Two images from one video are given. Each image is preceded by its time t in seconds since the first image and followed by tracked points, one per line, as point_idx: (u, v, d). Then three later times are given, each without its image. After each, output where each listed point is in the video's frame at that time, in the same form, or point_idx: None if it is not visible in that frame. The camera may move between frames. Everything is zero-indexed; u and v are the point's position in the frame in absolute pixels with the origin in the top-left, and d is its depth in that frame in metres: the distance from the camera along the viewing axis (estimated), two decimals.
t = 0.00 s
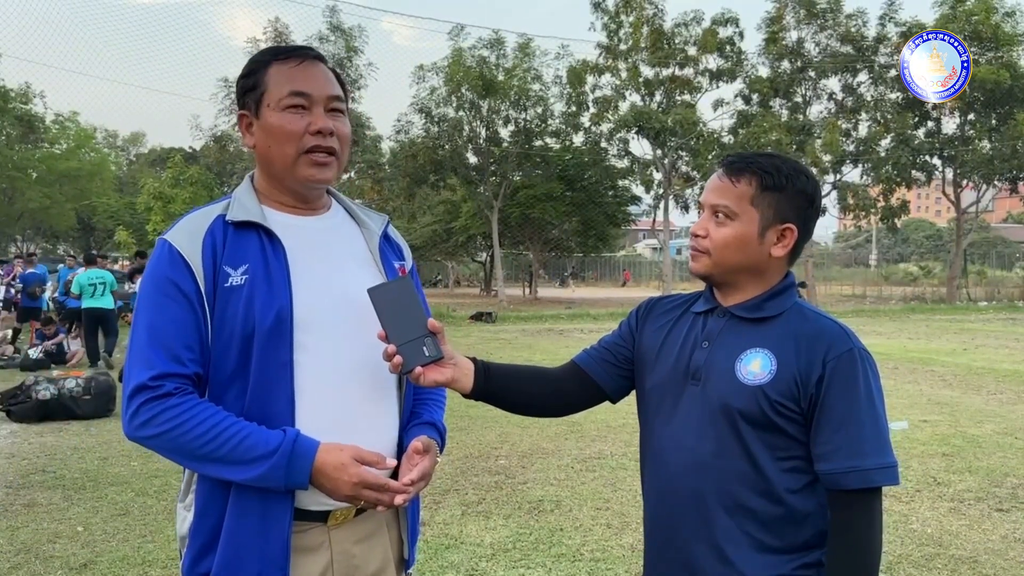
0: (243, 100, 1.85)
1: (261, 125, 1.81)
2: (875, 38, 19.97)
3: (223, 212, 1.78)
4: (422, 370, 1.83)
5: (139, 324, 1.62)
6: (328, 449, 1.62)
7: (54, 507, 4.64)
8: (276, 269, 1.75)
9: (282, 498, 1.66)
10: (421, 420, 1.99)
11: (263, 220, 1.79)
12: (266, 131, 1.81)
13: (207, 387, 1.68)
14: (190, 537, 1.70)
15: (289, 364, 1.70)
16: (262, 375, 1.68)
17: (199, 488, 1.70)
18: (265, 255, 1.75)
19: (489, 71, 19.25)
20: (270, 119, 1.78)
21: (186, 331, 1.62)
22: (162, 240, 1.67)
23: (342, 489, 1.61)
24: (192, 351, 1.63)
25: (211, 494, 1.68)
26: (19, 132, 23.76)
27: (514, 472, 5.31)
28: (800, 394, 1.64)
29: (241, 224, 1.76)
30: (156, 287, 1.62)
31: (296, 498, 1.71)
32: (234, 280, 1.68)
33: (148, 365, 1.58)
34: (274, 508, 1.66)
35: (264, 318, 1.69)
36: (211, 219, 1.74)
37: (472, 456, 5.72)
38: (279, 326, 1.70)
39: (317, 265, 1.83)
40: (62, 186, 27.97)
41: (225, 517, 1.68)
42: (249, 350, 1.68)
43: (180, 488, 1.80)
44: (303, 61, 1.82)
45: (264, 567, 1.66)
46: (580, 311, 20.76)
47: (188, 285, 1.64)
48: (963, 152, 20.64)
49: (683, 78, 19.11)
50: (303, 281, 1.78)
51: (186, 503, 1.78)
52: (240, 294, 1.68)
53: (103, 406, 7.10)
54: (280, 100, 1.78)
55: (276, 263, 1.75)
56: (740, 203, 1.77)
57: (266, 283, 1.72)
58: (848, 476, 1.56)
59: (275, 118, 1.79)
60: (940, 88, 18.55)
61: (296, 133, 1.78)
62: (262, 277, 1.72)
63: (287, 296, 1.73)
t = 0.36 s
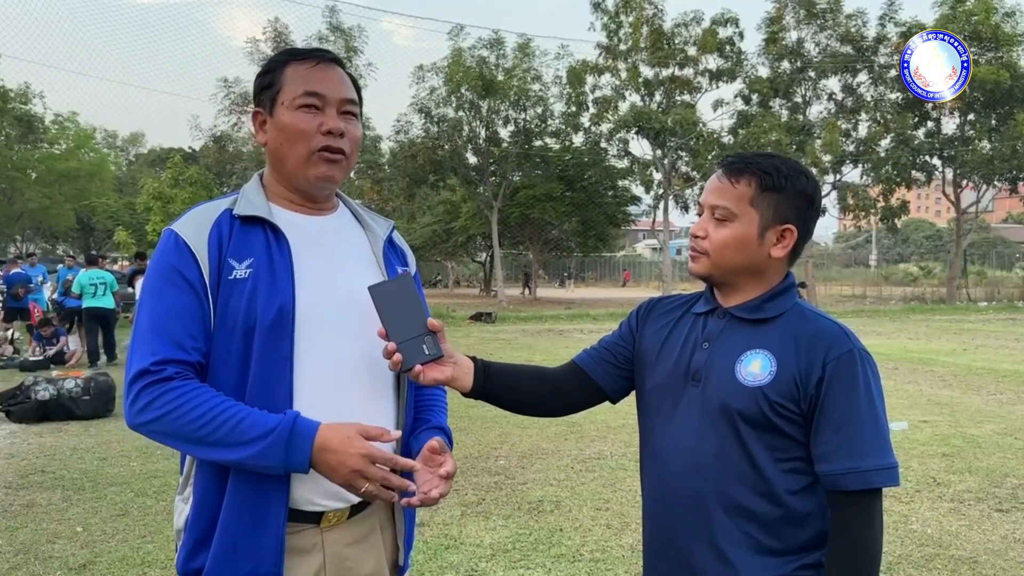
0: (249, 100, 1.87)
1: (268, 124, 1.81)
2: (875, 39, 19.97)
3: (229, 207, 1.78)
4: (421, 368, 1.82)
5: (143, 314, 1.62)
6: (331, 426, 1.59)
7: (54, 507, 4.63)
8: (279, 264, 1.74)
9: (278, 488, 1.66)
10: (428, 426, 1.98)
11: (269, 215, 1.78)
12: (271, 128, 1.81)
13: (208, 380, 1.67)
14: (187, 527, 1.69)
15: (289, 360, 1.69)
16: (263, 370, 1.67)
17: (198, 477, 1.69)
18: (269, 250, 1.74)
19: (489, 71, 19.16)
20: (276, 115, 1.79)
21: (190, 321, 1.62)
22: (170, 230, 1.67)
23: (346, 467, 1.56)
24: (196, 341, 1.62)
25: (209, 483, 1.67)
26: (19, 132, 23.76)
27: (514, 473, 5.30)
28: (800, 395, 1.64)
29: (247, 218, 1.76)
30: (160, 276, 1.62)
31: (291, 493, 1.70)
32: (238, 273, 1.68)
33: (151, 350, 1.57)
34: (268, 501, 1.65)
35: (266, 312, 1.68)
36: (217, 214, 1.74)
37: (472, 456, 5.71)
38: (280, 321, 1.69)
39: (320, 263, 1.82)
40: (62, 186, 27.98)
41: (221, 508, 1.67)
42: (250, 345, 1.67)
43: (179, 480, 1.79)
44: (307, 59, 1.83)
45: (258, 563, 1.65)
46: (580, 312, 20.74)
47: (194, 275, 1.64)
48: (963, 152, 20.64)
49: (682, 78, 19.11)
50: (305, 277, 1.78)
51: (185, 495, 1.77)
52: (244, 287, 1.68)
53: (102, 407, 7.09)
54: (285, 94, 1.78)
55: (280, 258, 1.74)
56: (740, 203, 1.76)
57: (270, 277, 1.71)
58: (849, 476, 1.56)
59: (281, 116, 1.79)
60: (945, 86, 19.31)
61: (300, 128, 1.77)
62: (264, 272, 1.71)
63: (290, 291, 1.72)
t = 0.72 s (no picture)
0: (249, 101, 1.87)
1: (270, 124, 1.81)
2: (874, 39, 20.00)
3: (226, 208, 1.78)
4: (422, 372, 1.82)
5: (138, 317, 1.62)
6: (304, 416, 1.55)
7: (53, 508, 4.63)
8: (275, 265, 1.73)
9: (277, 485, 1.66)
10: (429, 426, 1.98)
11: (265, 215, 1.78)
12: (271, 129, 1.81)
13: (205, 379, 1.68)
14: (184, 531, 1.69)
15: (286, 360, 1.69)
16: (260, 370, 1.67)
17: (194, 480, 1.69)
18: (265, 251, 1.74)
19: (489, 72, 19.17)
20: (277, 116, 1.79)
21: (186, 322, 1.62)
22: (164, 232, 1.67)
23: (324, 450, 1.52)
24: (190, 343, 1.62)
25: (206, 485, 1.67)
26: (18, 132, 23.75)
27: (514, 473, 5.30)
28: (801, 395, 1.64)
29: (243, 219, 1.75)
30: (154, 279, 1.62)
31: (288, 492, 1.71)
32: (233, 275, 1.68)
33: (145, 354, 1.58)
34: (264, 503, 1.65)
35: (261, 313, 1.67)
36: (212, 215, 1.74)
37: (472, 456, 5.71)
38: (275, 322, 1.69)
39: (318, 263, 1.83)
40: (61, 186, 27.96)
41: (217, 512, 1.67)
42: (246, 345, 1.67)
43: (177, 483, 1.79)
44: (308, 59, 1.83)
45: (256, 566, 1.65)
46: (579, 313, 20.70)
47: (188, 276, 1.64)
48: (963, 153, 20.66)
49: (682, 79, 19.13)
50: (303, 279, 1.78)
51: (184, 498, 1.77)
52: (240, 287, 1.68)
53: (102, 408, 7.09)
54: (285, 95, 1.79)
55: (276, 259, 1.74)
56: (740, 204, 1.76)
57: (266, 276, 1.71)
58: (850, 476, 1.56)
59: (281, 117, 1.79)
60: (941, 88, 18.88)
61: (300, 129, 1.77)
62: (261, 273, 1.71)
63: (285, 291, 1.72)
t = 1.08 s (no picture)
0: (238, 103, 1.86)
1: (264, 128, 1.81)
2: (873, 40, 20.03)
3: (220, 213, 1.77)
4: (422, 372, 1.82)
5: (133, 327, 1.62)
6: (307, 439, 1.57)
7: (53, 509, 4.62)
8: (269, 269, 1.73)
9: (276, 495, 1.65)
10: (422, 424, 1.98)
11: (258, 220, 1.77)
12: (265, 133, 1.80)
13: (203, 386, 1.68)
14: (186, 538, 1.69)
15: (283, 363, 1.69)
16: (258, 374, 1.66)
17: (193, 489, 1.69)
18: (259, 256, 1.74)
19: (488, 72, 19.16)
20: (270, 120, 1.79)
21: (181, 331, 1.62)
22: (157, 242, 1.67)
23: (325, 477, 1.55)
24: (186, 354, 1.63)
25: (205, 494, 1.67)
26: (18, 133, 23.75)
27: (514, 474, 5.30)
28: (803, 395, 1.64)
29: (237, 225, 1.75)
30: (148, 291, 1.62)
31: (289, 498, 1.71)
32: (228, 282, 1.68)
33: (141, 368, 1.59)
34: (270, 509, 1.65)
35: (257, 320, 1.67)
36: (206, 221, 1.73)
37: (471, 457, 5.71)
38: (272, 328, 1.69)
39: (316, 266, 1.82)
40: (61, 187, 27.94)
41: (219, 522, 1.67)
42: (243, 352, 1.66)
43: (176, 491, 1.79)
44: (302, 59, 1.83)
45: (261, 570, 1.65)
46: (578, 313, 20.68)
47: (183, 286, 1.64)
48: (962, 153, 20.68)
49: (682, 79, 19.15)
50: (301, 282, 1.78)
51: (183, 506, 1.77)
52: (235, 294, 1.67)
53: (102, 408, 7.10)
54: (277, 98, 1.78)
55: (270, 264, 1.74)
56: (740, 206, 1.76)
57: (261, 282, 1.71)
58: (851, 476, 1.56)
59: (279, 120, 1.78)
60: (943, 88, 18.77)
61: (294, 131, 1.77)
62: (256, 278, 1.71)
63: (280, 297, 1.71)
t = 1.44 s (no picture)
0: (234, 104, 1.86)
1: (261, 131, 1.81)
2: (872, 40, 20.06)
3: (218, 215, 1.78)
4: (423, 372, 1.82)
5: (134, 329, 1.63)
6: (314, 440, 1.58)
7: (52, 509, 4.62)
8: (268, 271, 1.74)
9: (278, 496, 1.66)
10: (420, 423, 1.97)
11: (257, 223, 1.78)
12: (261, 135, 1.81)
13: (203, 389, 1.68)
14: (187, 540, 1.70)
15: (285, 366, 1.70)
16: (258, 376, 1.67)
17: (195, 491, 1.70)
18: (258, 258, 1.74)
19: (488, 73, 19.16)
20: (267, 122, 1.79)
21: (181, 334, 1.63)
22: (157, 244, 1.67)
23: (333, 477, 1.56)
24: (187, 356, 1.63)
25: (208, 496, 1.68)
26: (17, 133, 23.74)
27: (513, 474, 5.30)
28: (802, 396, 1.65)
29: (236, 227, 1.75)
30: (148, 295, 1.63)
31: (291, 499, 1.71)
32: (228, 285, 1.68)
33: (143, 371, 1.59)
34: (272, 511, 1.66)
35: (257, 323, 1.67)
36: (205, 224, 1.74)
37: (471, 458, 5.72)
38: (273, 329, 1.69)
39: (316, 267, 1.83)
40: (61, 187, 27.93)
41: (222, 523, 1.67)
42: (244, 354, 1.67)
43: (177, 492, 1.80)
44: (299, 61, 1.83)
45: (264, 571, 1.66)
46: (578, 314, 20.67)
47: (183, 289, 1.64)
48: (960, 154, 20.72)
49: (681, 80, 19.16)
50: (301, 284, 1.78)
51: (184, 508, 1.78)
52: (235, 297, 1.68)
53: (101, 408, 7.10)
54: (274, 99, 1.79)
55: (270, 266, 1.74)
56: (739, 207, 1.77)
57: (261, 284, 1.71)
58: (850, 476, 1.57)
59: (278, 123, 1.78)
60: (941, 87, 18.83)
61: (293, 132, 1.77)
62: (256, 281, 1.71)
63: (280, 298, 1.72)
